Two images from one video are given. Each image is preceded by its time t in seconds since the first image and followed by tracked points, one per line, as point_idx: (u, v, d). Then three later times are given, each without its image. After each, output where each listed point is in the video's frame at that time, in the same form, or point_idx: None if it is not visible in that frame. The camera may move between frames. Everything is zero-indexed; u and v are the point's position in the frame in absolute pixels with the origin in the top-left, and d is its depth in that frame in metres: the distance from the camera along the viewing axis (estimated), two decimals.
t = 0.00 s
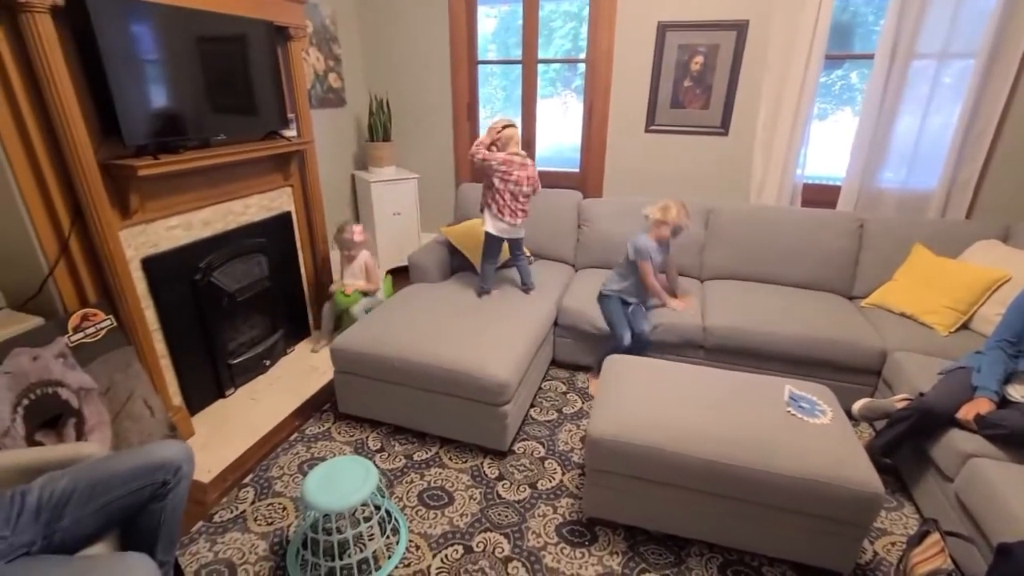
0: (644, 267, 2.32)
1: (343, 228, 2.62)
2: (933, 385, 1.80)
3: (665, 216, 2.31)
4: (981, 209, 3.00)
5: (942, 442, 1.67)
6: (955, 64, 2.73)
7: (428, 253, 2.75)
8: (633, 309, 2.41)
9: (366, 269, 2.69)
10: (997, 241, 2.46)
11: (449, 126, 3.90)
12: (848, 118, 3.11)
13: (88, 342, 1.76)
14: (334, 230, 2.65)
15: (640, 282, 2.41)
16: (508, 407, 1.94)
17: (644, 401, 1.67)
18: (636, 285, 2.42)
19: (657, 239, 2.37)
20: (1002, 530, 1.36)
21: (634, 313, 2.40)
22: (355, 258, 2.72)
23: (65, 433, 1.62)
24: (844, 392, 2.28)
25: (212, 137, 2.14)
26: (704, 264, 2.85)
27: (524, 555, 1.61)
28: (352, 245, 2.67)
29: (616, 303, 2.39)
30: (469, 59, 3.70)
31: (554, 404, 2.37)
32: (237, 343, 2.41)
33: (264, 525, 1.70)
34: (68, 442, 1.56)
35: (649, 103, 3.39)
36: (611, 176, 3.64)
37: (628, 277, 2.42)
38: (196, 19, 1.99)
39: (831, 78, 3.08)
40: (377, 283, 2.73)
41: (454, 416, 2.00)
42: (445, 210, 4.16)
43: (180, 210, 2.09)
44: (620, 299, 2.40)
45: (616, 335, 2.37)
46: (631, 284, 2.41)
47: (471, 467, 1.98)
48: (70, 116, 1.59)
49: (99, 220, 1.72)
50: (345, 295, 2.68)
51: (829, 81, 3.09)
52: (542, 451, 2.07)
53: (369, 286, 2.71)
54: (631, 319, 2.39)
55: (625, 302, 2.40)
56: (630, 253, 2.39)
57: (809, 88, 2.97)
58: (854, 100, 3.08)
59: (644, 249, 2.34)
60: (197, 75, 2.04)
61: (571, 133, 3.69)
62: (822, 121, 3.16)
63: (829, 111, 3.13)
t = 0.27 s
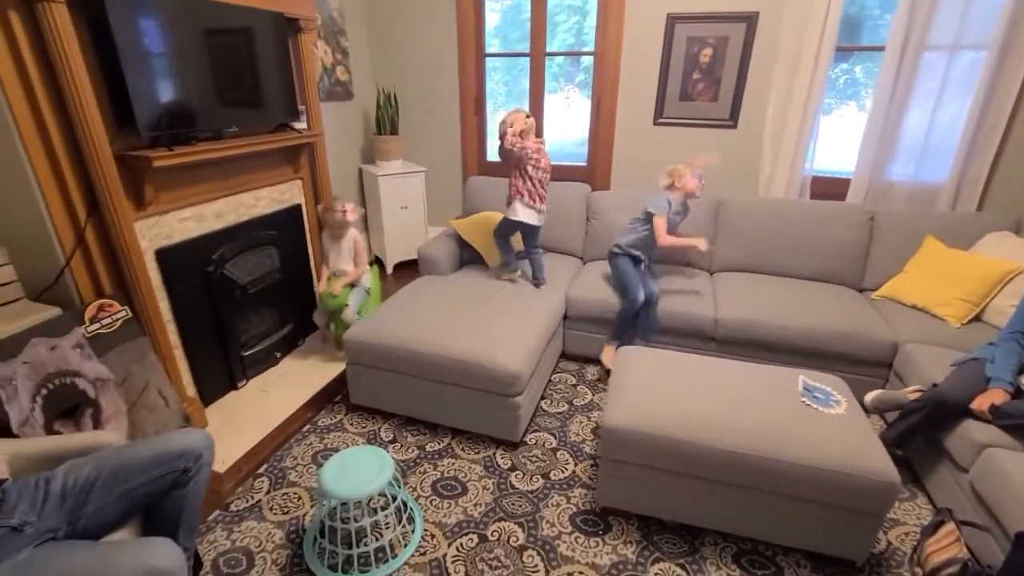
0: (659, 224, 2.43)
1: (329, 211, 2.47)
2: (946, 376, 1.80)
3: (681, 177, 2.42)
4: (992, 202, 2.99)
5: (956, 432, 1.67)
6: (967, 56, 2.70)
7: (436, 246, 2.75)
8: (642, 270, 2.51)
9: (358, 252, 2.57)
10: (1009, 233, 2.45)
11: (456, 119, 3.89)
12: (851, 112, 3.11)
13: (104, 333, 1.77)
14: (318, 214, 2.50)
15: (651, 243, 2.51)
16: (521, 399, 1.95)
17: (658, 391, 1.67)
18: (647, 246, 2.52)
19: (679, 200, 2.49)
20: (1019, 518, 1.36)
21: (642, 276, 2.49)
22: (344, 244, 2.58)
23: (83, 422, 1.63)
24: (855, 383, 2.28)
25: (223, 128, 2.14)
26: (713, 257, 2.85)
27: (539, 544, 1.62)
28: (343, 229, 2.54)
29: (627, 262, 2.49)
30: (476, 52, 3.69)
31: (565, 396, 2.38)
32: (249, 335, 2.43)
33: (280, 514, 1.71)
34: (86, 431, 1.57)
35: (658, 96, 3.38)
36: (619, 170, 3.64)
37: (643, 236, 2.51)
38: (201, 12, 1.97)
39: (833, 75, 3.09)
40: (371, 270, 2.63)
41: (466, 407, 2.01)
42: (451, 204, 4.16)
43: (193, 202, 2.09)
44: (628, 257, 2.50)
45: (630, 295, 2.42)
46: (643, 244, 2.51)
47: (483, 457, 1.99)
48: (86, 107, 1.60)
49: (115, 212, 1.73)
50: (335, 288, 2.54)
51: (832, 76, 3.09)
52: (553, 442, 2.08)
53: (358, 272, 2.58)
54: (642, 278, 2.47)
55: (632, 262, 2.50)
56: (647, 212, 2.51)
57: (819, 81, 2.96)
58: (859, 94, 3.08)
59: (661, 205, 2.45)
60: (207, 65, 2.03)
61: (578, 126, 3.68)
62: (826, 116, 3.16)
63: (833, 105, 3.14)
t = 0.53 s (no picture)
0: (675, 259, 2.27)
1: (333, 254, 2.29)
2: (962, 362, 1.82)
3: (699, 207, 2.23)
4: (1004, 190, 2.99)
5: (972, 416, 1.69)
6: (979, 44, 2.70)
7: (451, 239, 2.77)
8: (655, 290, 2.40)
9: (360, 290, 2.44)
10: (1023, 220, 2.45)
11: (466, 112, 3.90)
12: (853, 103, 3.12)
13: (132, 325, 1.80)
14: (319, 256, 2.29)
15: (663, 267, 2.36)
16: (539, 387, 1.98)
17: (677, 378, 1.70)
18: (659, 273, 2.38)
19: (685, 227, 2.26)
20: None
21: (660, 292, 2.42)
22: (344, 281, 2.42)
23: (114, 412, 1.66)
24: (869, 371, 2.30)
25: (243, 122, 2.16)
26: (725, 247, 2.86)
27: (561, 528, 1.65)
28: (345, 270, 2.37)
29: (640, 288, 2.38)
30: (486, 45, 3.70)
31: (580, 385, 2.41)
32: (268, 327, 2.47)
33: (307, 500, 1.75)
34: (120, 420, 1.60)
35: (668, 87, 3.38)
36: (629, 161, 3.64)
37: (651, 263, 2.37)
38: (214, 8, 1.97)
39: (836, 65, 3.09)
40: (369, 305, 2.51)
41: (485, 396, 2.04)
42: (461, 198, 4.18)
43: (215, 196, 2.12)
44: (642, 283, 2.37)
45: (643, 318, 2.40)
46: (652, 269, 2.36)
47: (503, 445, 2.02)
48: (112, 102, 1.62)
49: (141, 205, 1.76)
50: (337, 319, 2.36)
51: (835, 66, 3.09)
52: (571, 430, 2.11)
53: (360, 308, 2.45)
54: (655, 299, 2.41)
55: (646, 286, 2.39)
56: (657, 238, 2.33)
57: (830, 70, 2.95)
58: (863, 85, 3.08)
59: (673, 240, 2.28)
60: (226, 60, 2.05)
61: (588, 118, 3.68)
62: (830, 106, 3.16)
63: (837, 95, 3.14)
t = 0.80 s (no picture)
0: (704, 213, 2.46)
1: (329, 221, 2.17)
2: (973, 347, 1.86)
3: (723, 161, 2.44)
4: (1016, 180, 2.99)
5: (981, 400, 1.72)
6: (992, 33, 2.69)
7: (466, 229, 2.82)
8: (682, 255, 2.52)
9: (358, 259, 2.31)
10: None
11: (478, 104, 3.94)
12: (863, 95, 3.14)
13: (161, 310, 1.86)
14: (314, 224, 2.16)
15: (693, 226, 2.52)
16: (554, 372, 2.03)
17: (691, 362, 1.74)
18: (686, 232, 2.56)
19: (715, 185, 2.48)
20: None
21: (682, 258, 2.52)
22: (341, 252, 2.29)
23: (146, 393, 1.72)
24: (879, 358, 2.33)
25: (265, 113, 2.20)
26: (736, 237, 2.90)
27: (578, 507, 1.70)
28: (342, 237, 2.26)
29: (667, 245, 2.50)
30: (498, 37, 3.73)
31: (593, 371, 2.46)
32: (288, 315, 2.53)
33: (331, 479, 1.81)
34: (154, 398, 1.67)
35: (680, 79, 3.41)
36: (640, 152, 3.67)
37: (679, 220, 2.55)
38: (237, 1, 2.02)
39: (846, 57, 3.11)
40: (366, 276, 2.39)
41: (501, 381, 2.09)
42: (473, 189, 4.22)
43: (238, 185, 2.18)
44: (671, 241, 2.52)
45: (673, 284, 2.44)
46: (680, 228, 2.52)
47: (519, 429, 2.08)
48: (144, 94, 1.68)
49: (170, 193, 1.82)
50: (335, 303, 2.25)
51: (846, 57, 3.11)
52: (585, 414, 2.16)
53: (358, 282, 2.33)
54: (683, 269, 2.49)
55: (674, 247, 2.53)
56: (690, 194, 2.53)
57: (843, 61, 2.96)
58: (874, 76, 3.10)
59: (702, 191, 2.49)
60: (249, 53, 2.09)
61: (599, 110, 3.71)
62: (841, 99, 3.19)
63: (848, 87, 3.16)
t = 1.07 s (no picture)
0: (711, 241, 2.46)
1: (340, 252, 2.06)
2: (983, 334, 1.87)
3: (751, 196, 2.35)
4: None
5: (989, 387, 1.75)
6: (1013, 23, 2.67)
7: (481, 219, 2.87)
8: (692, 269, 2.54)
9: (370, 287, 2.20)
10: None
11: (493, 94, 3.97)
12: (884, 86, 3.13)
13: (191, 291, 1.94)
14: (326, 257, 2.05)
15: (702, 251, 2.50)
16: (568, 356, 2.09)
17: (703, 346, 1.78)
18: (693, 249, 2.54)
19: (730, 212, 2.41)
20: None
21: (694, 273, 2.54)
22: (351, 280, 2.18)
23: (176, 369, 1.81)
24: (889, 346, 2.35)
25: (287, 101, 2.25)
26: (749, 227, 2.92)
27: (590, 484, 1.76)
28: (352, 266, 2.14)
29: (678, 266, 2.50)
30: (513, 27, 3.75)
31: (605, 357, 2.51)
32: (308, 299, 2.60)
33: (352, 455, 1.89)
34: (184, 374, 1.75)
35: (695, 69, 3.41)
36: (654, 142, 3.69)
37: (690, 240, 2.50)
38: None
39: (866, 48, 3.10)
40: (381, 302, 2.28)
41: (516, 365, 2.15)
42: (487, 178, 4.27)
43: (261, 172, 2.25)
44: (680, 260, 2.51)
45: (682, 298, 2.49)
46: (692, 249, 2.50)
47: (533, 410, 2.14)
48: (176, 82, 1.74)
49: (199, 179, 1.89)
50: (355, 332, 2.15)
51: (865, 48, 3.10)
52: (597, 397, 2.21)
53: (372, 310, 2.22)
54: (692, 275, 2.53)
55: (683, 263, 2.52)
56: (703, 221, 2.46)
57: (859, 51, 2.96)
58: (893, 67, 3.09)
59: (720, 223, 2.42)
60: (272, 42, 2.14)
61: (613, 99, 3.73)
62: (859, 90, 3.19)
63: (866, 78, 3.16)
